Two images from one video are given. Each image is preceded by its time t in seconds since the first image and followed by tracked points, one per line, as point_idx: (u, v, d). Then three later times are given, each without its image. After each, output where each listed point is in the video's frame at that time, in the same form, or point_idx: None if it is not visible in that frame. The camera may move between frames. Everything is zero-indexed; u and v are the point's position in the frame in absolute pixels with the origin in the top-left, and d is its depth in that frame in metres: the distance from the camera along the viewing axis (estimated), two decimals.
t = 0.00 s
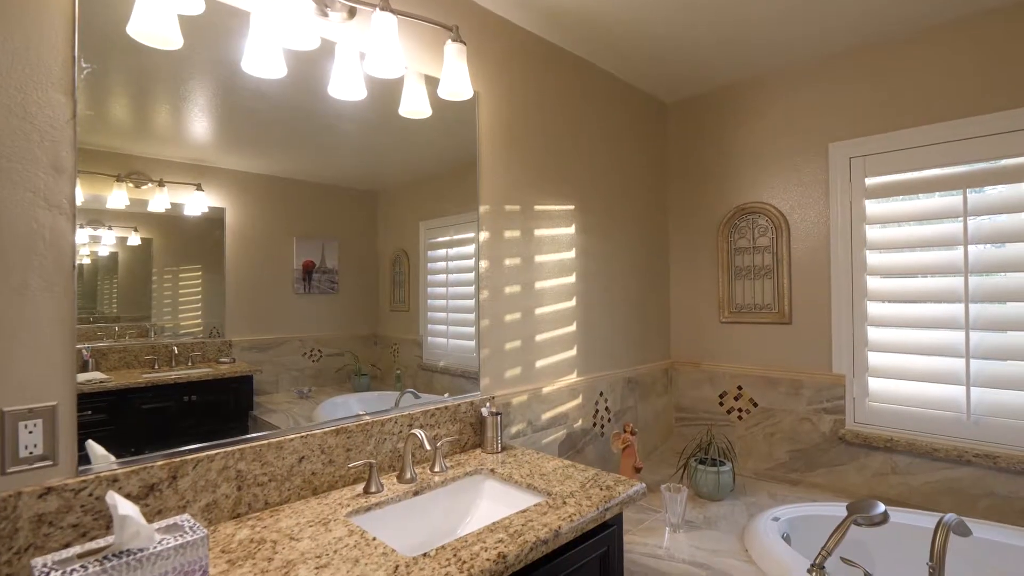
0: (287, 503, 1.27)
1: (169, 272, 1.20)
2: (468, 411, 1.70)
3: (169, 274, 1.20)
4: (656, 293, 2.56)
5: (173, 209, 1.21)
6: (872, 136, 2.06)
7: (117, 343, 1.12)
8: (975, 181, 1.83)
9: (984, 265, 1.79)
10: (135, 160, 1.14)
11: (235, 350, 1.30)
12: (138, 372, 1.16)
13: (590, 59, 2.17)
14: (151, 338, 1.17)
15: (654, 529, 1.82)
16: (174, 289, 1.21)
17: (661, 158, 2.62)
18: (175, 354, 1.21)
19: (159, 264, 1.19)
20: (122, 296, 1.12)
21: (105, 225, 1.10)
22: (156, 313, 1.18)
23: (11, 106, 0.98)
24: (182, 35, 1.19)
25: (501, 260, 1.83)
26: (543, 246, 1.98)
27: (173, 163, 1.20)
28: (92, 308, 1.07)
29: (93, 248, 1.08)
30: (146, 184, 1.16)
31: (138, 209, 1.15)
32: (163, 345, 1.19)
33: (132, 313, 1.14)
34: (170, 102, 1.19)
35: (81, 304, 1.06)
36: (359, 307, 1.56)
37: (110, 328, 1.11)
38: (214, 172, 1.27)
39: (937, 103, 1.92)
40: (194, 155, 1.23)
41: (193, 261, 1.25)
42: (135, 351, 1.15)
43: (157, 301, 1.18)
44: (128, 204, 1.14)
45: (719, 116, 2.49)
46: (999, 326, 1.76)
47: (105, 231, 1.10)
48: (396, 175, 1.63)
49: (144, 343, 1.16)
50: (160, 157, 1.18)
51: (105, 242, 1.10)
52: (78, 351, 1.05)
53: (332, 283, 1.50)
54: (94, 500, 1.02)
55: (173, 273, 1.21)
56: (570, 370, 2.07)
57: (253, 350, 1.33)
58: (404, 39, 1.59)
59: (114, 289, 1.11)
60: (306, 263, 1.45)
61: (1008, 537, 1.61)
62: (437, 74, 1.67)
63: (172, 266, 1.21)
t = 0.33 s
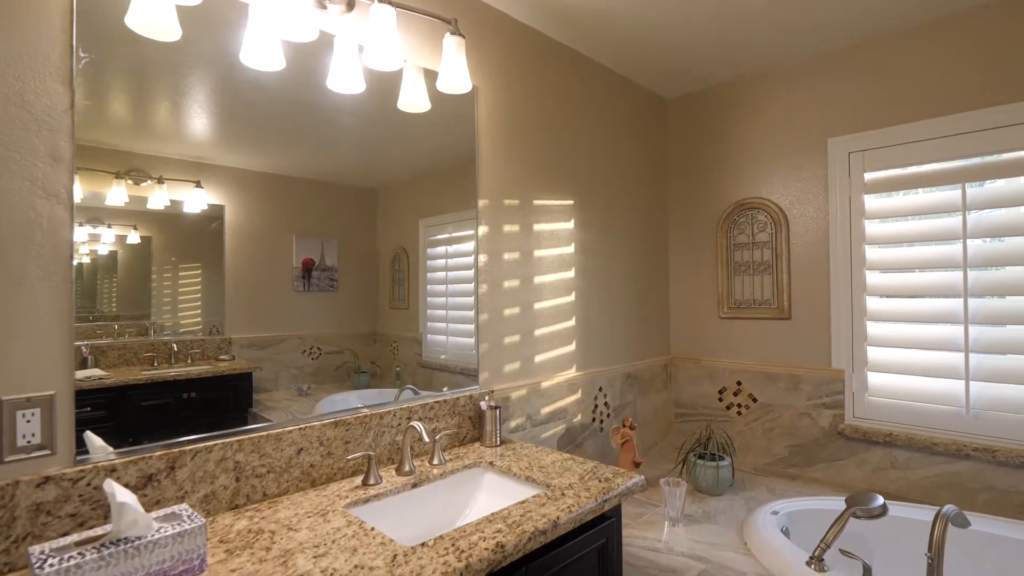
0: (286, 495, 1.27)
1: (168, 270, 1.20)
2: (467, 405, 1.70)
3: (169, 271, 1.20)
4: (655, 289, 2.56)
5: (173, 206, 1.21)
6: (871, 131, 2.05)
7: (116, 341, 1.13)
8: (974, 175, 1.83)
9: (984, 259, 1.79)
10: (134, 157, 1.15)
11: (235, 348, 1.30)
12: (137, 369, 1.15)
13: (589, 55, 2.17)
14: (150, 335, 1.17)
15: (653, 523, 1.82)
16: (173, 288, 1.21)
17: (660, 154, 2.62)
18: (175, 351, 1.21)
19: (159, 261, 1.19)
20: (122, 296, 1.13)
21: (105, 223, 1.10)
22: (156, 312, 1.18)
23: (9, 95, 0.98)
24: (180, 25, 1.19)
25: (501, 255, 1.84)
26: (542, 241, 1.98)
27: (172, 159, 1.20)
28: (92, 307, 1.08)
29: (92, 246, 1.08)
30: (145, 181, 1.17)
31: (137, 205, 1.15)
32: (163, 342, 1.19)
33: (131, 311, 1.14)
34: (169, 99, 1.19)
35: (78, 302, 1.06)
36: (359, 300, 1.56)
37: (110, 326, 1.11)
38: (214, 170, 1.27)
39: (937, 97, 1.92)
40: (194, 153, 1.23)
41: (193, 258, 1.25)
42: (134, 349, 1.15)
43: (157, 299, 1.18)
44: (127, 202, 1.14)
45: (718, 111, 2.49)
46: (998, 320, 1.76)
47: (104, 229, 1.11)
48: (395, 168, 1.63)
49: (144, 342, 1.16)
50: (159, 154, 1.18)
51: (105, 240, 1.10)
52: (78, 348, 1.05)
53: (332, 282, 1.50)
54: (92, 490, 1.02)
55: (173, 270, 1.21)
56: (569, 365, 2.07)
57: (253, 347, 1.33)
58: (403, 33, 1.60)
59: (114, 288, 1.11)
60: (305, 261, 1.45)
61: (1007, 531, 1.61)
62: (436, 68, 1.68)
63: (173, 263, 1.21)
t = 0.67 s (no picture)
0: (284, 486, 1.27)
1: (168, 267, 1.20)
2: (466, 398, 1.70)
3: (168, 271, 1.20)
4: (655, 284, 2.56)
5: (172, 203, 1.20)
6: (870, 125, 2.06)
7: (115, 337, 1.12)
8: (974, 169, 1.83)
9: (984, 253, 1.79)
10: (133, 152, 1.14)
11: (235, 345, 1.30)
12: (137, 366, 1.15)
13: (588, 49, 2.17)
14: (150, 332, 1.17)
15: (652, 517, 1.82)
16: (173, 284, 1.20)
17: (660, 150, 2.63)
18: (174, 348, 1.20)
19: (157, 262, 1.19)
20: (121, 296, 1.13)
21: (105, 221, 1.10)
22: (155, 310, 1.17)
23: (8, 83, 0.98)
24: (178, 15, 1.20)
25: (500, 248, 1.84)
26: (541, 235, 1.98)
27: (171, 155, 1.20)
28: (91, 306, 1.08)
29: (92, 245, 1.08)
30: (144, 178, 1.16)
31: (137, 201, 1.15)
32: (162, 339, 1.19)
33: (131, 310, 1.14)
34: (169, 94, 1.19)
35: (76, 299, 1.05)
36: (360, 293, 1.55)
37: (109, 324, 1.11)
38: (213, 167, 1.27)
39: (937, 91, 1.92)
40: (192, 149, 1.23)
41: (192, 256, 1.24)
42: (133, 346, 1.15)
43: (156, 298, 1.18)
44: (127, 197, 1.13)
45: (717, 107, 2.49)
46: (997, 313, 1.76)
47: (104, 227, 1.10)
48: (393, 160, 1.62)
49: (143, 339, 1.16)
50: (158, 150, 1.18)
51: (105, 237, 1.10)
52: (77, 346, 1.05)
53: (331, 279, 1.50)
54: (91, 479, 1.02)
55: (173, 271, 1.20)
56: (569, 360, 2.07)
57: (253, 344, 1.33)
58: (401, 24, 1.60)
59: (114, 289, 1.11)
60: (304, 259, 1.45)
61: (1007, 524, 1.61)
62: (434, 60, 1.67)
63: (172, 261, 1.21)
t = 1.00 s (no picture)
0: (283, 477, 1.27)
1: (167, 265, 1.20)
2: (465, 391, 1.70)
3: (167, 268, 1.20)
4: (655, 279, 2.56)
5: (171, 200, 1.20)
6: (869, 120, 2.06)
7: (115, 335, 1.12)
8: (973, 162, 1.82)
9: (984, 246, 1.78)
10: (133, 149, 1.15)
11: (234, 342, 1.30)
12: (134, 363, 1.15)
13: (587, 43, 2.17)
14: (149, 329, 1.17)
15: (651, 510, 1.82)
16: (173, 283, 1.20)
17: (659, 145, 2.63)
18: (173, 345, 1.20)
19: (157, 260, 1.19)
20: (121, 294, 1.13)
21: (105, 219, 1.10)
22: (155, 309, 1.18)
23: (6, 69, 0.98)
24: (177, 6, 1.20)
25: (499, 242, 1.83)
26: (541, 228, 1.98)
27: (171, 151, 1.20)
28: (91, 305, 1.08)
29: (92, 243, 1.08)
30: (144, 174, 1.16)
31: (136, 198, 1.15)
32: (161, 336, 1.18)
33: (131, 308, 1.15)
34: (168, 88, 1.19)
35: (75, 298, 1.05)
36: (360, 285, 1.55)
37: (109, 323, 1.11)
38: (211, 163, 1.27)
39: (937, 85, 1.91)
40: (191, 145, 1.23)
41: (192, 254, 1.24)
42: (133, 343, 1.15)
43: (156, 296, 1.18)
44: (126, 194, 1.14)
45: (717, 102, 2.49)
46: (997, 307, 1.75)
47: (104, 225, 1.11)
48: (392, 153, 1.62)
49: (143, 336, 1.16)
50: (158, 147, 1.18)
51: (104, 236, 1.10)
52: (77, 342, 1.05)
53: (331, 276, 1.49)
54: (89, 468, 1.02)
55: (172, 268, 1.21)
56: (568, 354, 2.07)
57: (253, 341, 1.33)
58: (400, 17, 1.59)
59: (113, 287, 1.11)
60: (303, 256, 1.45)
61: (1006, 516, 1.60)
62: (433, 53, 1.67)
63: (172, 259, 1.21)
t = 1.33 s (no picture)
0: (282, 467, 1.27)
1: (168, 263, 1.20)
2: (464, 383, 1.70)
3: (167, 267, 1.20)
4: (654, 274, 2.56)
5: (171, 196, 1.20)
6: (868, 114, 2.06)
7: (116, 331, 1.12)
8: (973, 155, 1.82)
9: (983, 239, 1.78)
10: (132, 145, 1.14)
11: (234, 339, 1.29)
12: (133, 360, 1.14)
13: (587, 37, 2.17)
14: (149, 326, 1.16)
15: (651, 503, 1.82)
16: (173, 280, 1.20)
17: (659, 140, 2.63)
18: (173, 341, 1.19)
19: (155, 258, 1.18)
20: (121, 292, 1.13)
21: (105, 217, 1.11)
22: (155, 307, 1.17)
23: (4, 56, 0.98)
24: None
25: (499, 235, 1.83)
26: (540, 222, 1.98)
27: (171, 148, 1.20)
28: (91, 304, 1.08)
29: (91, 241, 1.08)
30: (143, 170, 1.16)
31: (135, 194, 1.15)
32: (161, 333, 1.18)
33: (131, 306, 1.14)
34: (166, 80, 1.19)
35: (74, 297, 1.05)
36: (359, 277, 1.55)
37: (109, 320, 1.11)
38: (210, 159, 1.26)
39: (937, 78, 1.91)
40: (189, 141, 1.23)
41: (192, 252, 1.24)
42: (133, 340, 1.15)
43: (156, 295, 1.18)
44: (125, 190, 1.14)
45: (716, 97, 2.49)
46: (997, 300, 1.75)
47: (104, 222, 1.11)
48: (391, 145, 1.62)
49: (143, 333, 1.16)
50: (160, 144, 1.18)
51: (103, 234, 1.10)
52: (77, 339, 1.05)
53: (330, 274, 1.49)
54: (88, 456, 1.02)
55: (171, 267, 1.20)
56: (568, 348, 2.07)
57: (252, 339, 1.32)
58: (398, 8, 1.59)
59: (113, 285, 1.11)
60: (303, 253, 1.45)
61: (1007, 509, 1.60)
62: (432, 45, 1.67)
63: (172, 257, 1.21)
